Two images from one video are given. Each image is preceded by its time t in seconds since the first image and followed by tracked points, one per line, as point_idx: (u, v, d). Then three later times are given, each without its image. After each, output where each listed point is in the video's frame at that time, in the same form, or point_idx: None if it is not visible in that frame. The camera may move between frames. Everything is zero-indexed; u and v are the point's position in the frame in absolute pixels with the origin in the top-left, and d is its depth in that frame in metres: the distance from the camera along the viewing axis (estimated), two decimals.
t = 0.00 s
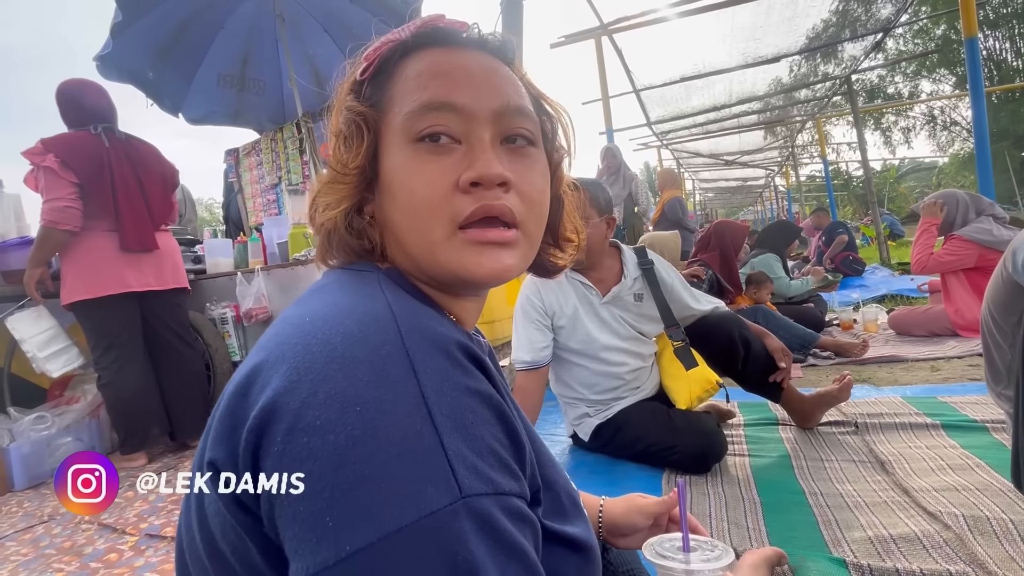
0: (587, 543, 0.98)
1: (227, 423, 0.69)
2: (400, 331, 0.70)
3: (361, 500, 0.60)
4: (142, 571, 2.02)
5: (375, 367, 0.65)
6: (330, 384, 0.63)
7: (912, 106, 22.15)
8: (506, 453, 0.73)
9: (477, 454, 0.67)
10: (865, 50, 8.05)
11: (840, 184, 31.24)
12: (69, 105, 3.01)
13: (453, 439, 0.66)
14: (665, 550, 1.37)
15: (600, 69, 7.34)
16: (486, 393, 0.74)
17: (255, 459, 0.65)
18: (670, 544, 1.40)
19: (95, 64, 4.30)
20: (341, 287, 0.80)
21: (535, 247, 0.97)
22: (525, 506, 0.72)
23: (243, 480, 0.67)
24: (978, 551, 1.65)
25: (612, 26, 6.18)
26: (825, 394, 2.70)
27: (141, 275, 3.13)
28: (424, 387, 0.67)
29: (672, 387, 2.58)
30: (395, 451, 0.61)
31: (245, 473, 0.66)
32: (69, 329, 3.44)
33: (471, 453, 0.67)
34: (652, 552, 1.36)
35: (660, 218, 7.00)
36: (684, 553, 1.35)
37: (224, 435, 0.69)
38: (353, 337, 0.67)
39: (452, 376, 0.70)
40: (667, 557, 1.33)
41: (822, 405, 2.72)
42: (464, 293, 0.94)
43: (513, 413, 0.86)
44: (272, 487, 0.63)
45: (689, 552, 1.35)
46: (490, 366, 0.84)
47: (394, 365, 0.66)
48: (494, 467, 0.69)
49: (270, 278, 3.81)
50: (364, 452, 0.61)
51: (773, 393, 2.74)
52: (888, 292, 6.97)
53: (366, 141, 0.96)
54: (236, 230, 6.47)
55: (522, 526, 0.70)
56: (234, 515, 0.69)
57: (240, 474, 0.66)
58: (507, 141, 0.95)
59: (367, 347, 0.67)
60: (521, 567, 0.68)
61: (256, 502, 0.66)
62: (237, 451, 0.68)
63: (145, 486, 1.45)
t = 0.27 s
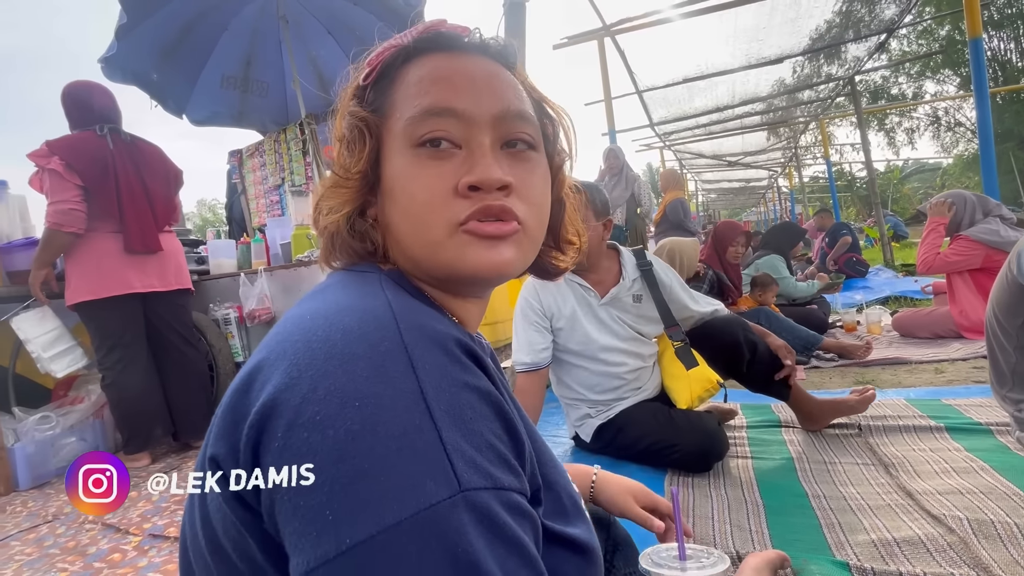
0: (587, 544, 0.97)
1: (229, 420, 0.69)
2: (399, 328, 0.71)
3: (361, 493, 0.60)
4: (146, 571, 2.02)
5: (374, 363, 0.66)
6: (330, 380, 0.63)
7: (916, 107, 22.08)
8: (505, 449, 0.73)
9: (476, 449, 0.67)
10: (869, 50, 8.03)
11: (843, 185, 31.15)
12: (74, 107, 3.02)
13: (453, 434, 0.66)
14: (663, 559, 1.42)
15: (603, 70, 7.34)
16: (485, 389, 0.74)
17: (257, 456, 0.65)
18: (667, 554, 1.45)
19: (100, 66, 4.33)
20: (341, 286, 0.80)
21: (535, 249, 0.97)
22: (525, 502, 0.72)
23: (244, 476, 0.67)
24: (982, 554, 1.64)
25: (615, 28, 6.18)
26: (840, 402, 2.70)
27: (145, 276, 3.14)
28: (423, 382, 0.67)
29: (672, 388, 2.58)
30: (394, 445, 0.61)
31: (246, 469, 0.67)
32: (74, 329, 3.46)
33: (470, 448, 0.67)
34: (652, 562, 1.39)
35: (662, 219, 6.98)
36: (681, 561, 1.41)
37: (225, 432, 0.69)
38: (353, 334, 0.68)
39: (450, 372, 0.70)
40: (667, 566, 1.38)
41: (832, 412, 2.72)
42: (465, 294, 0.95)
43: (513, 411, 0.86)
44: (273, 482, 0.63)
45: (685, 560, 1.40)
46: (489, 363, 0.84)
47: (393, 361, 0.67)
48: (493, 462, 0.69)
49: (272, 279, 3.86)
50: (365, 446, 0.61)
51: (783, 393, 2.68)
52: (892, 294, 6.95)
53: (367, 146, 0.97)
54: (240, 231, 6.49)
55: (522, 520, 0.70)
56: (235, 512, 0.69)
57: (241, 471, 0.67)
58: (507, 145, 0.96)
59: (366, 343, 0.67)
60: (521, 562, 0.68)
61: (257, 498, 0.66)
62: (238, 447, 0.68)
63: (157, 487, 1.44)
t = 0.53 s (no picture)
0: (594, 545, 0.97)
1: (243, 421, 0.69)
2: (413, 329, 0.70)
3: (380, 493, 0.60)
4: (149, 571, 2.03)
5: (391, 364, 0.65)
6: (347, 381, 0.63)
7: (920, 108, 22.01)
8: (519, 451, 0.73)
9: (492, 450, 0.67)
10: (872, 51, 8.00)
11: (846, 187, 31.08)
12: (79, 108, 3.03)
13: (468, 434, 0.66)
14: (666, 563, 1.50)
15: (606, 71, 7.34)
16: (499, 391, 0.74)
17: (272, 456, 0.65)
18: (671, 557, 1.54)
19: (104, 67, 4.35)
20: (353, 287, 0.80)
21: (543, 255, 0.97)
22: (539, 503, 0.72)
23: (258, 477, 0.67)
24: (988, 558, 1.63)
25: (618, 29, 6.17)
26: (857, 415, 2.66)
27: (149, 276, 3.15)
28: (439, 384, 0.67)
29: (677, 391, 2.56)
30: (412, 446, 0.61)
31: (260, 469, 0.66)
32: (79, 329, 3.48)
33: (486, 448, 0.67)
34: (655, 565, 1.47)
35: (664, 221, 6.97)
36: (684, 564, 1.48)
37: (239, 433, 0.69)
38: (368, 335, 0.68)
39: (465, 373, 0.70)
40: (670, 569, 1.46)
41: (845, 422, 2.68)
42: (473, 298, 0.94)
43: (524, 413, 0.86)
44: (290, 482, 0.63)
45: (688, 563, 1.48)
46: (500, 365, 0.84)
47: (409, 362, 0.66)
48: (508, 464, 0.68)
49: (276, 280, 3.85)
50: (382, 447, 0.61)
51: (797, 396, 2.68)
52: (895, 295, 6.93)
53: (378, 148, 0.97)
54: (243, 231, 6.51)
55: (536, 520, 0.70)
56: (249, 514, 0.68)
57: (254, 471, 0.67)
58: (516, 150, 0.95)
59: (382, 345, 0.67)
60: (534, 563, 0.68)
61: (273, 498, 0.66)
62: (253, 447, 0.67)
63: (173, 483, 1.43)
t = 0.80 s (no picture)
0: (598, 546, 0.97)
1: (247, 425, 0.69)
2: (416, 332, 0.70)
3: (386, 494, 0.60)
4: (152, 572, 2.03)
5: (394, 366, 0.65)
6: (350, 384, 0.63)
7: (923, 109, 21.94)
8: (522, 452, 0.73)
9: (495, 451, 0.67)
10: (875, 53, 8.00)
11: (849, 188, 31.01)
12: (84, 109, 3.05)
13: (472, 435, 0.66)
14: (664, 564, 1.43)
15: (608, 73, 7.34)
16: (501, 392, 0.74)
17: (277, 460, 0.65)
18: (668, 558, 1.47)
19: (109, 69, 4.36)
20: (354, 291, 0.80)
21: (539, 256, 0.97)
22: (543, 504, 0.72)
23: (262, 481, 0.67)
24: (995, 563, 1.62)
25: (620, 30, 6.17)
26: (864, 421, 2.65)
27: (153, 277, 3.16)
28: (442, 385, 0.67)
29: (682, 394, 2.57)
30: (417, 448, 0.61)
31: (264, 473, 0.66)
32: (83, 330, 3.49)
33: (490, 449, 0.67)
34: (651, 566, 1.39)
35: (667, 222, 6.96)
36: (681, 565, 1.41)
37: (243, 438, 0.69)
38: (370, 338, 0.68)
39: (468, 375, 0.70)
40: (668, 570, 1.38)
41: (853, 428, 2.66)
42: (472, 300, 0.94)
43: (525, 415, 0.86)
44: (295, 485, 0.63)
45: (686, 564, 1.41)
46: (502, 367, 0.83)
47: (412, 364, 0.66)
48: (512, 464, 0.68)
49: (279, 281, 3.86)
50: (388, 448, 0.61)
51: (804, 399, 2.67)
52: (899, 297, 6.91)
53: (373, 151, 0.97)
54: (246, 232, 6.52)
55: (540, 519, 0.70)
56: (253, 518, 0.68)
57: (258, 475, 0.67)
58: (511, 152, 0.95)
59: (385, 347, 0.67)
60: (539, 563, 0.68)
61: (279, 502, 0.66)
62: (257, 451, 0.67)
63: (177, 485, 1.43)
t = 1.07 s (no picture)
0: (592, 545, 0.96)
1: (231, 425, 0.69)
2: (400, 331, 0.70)
3: (366, 496, 0.59)
4: (153, 572, 2.03)
5: (375, 365, 0.65)
6: (331, 383, 0.63)
7: (926, 110, 21.88)
8: (508, 451, 0.72)
9: (479, 450, 0.67)
10: (878, 53, 7.98)
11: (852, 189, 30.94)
12: (87, 109, 3.05)
13: (454, 435, 0.65)
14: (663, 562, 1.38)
15: (610, 73, 7.34)
16: (487, 390, 0.73)
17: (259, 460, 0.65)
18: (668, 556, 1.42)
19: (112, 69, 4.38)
20: (341, 290, 0.79)
21: (529, 251, 0.96)
22: (530, 503, 0.72)
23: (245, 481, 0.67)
24: (1000, 565, 1.61)
25: (622, 31, 6.17)
26: (869, 423, 2.63)
27: (156, 277, 3.16)
28: (424, 384, 0.66)
29: (687, 397, 2.56)
30: (397, 448, 0.61)
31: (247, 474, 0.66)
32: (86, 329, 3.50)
33: (473, 448, 0.66)
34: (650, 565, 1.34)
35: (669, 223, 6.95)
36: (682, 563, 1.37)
37: (227, 437, 0.68)
38: (353, 337, 0.67)
39: (452, 374, 0.69)
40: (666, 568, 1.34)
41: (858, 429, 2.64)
42: (463, 297, 0.93)
43: (516, 414, 0.85)
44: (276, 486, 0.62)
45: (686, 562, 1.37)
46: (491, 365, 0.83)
47: (394, 363, 0.66)
48: (496, 464, 0.68)
49: (281, 281, 3.89)
50: (367, 449, 0.60)
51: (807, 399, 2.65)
52: (902, 299, 6.88)
53: (359, 149, 0.96)
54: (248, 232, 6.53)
55: (526, 520, 0.69)
56: (237, 519, 0.68)
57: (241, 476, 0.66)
58: (497, 146, 0.95)
59: (368, 346, 0.66)
60: (526, 563, 0.67)
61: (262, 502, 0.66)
62: (241, 452, 0.67)
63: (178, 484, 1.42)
